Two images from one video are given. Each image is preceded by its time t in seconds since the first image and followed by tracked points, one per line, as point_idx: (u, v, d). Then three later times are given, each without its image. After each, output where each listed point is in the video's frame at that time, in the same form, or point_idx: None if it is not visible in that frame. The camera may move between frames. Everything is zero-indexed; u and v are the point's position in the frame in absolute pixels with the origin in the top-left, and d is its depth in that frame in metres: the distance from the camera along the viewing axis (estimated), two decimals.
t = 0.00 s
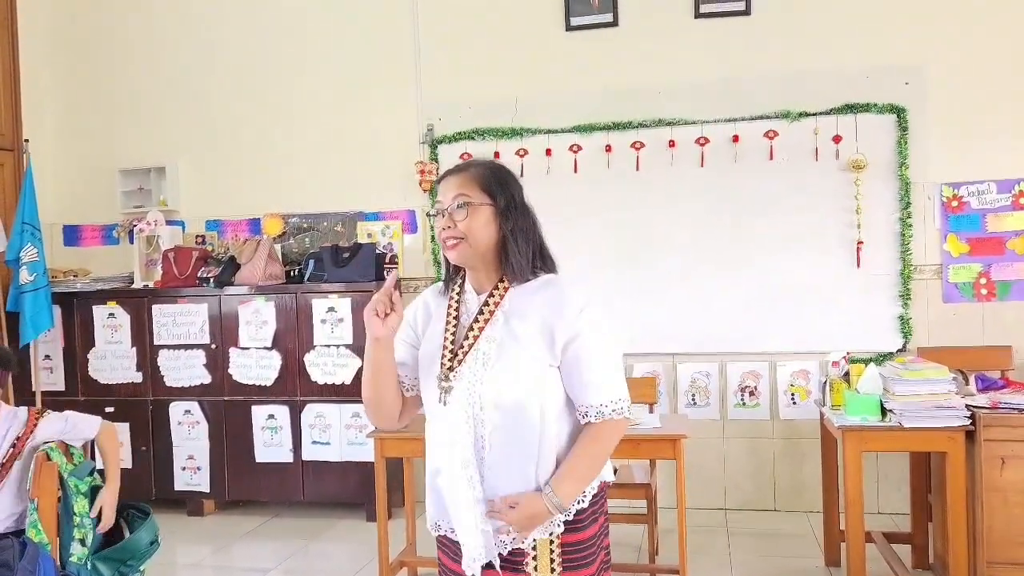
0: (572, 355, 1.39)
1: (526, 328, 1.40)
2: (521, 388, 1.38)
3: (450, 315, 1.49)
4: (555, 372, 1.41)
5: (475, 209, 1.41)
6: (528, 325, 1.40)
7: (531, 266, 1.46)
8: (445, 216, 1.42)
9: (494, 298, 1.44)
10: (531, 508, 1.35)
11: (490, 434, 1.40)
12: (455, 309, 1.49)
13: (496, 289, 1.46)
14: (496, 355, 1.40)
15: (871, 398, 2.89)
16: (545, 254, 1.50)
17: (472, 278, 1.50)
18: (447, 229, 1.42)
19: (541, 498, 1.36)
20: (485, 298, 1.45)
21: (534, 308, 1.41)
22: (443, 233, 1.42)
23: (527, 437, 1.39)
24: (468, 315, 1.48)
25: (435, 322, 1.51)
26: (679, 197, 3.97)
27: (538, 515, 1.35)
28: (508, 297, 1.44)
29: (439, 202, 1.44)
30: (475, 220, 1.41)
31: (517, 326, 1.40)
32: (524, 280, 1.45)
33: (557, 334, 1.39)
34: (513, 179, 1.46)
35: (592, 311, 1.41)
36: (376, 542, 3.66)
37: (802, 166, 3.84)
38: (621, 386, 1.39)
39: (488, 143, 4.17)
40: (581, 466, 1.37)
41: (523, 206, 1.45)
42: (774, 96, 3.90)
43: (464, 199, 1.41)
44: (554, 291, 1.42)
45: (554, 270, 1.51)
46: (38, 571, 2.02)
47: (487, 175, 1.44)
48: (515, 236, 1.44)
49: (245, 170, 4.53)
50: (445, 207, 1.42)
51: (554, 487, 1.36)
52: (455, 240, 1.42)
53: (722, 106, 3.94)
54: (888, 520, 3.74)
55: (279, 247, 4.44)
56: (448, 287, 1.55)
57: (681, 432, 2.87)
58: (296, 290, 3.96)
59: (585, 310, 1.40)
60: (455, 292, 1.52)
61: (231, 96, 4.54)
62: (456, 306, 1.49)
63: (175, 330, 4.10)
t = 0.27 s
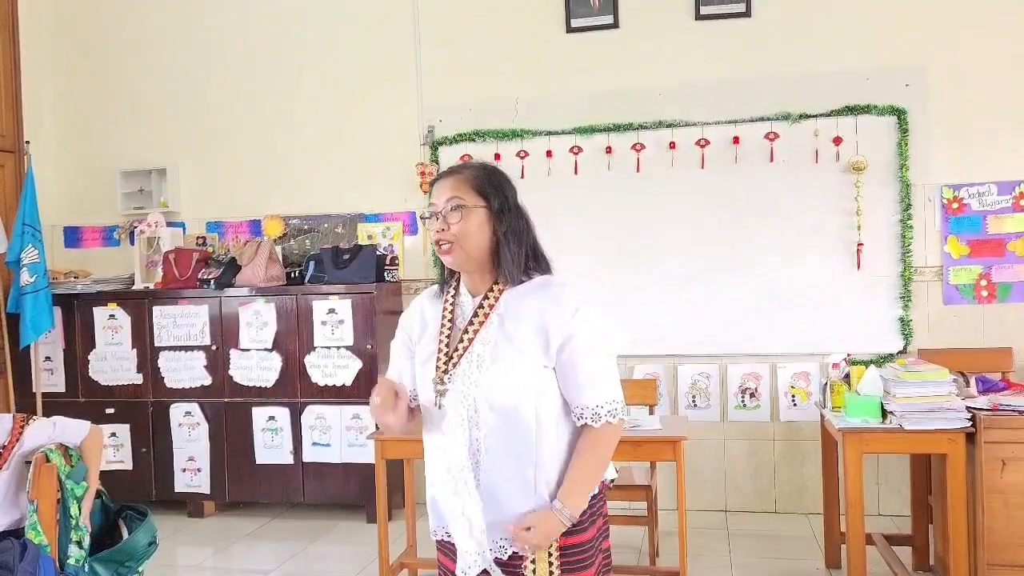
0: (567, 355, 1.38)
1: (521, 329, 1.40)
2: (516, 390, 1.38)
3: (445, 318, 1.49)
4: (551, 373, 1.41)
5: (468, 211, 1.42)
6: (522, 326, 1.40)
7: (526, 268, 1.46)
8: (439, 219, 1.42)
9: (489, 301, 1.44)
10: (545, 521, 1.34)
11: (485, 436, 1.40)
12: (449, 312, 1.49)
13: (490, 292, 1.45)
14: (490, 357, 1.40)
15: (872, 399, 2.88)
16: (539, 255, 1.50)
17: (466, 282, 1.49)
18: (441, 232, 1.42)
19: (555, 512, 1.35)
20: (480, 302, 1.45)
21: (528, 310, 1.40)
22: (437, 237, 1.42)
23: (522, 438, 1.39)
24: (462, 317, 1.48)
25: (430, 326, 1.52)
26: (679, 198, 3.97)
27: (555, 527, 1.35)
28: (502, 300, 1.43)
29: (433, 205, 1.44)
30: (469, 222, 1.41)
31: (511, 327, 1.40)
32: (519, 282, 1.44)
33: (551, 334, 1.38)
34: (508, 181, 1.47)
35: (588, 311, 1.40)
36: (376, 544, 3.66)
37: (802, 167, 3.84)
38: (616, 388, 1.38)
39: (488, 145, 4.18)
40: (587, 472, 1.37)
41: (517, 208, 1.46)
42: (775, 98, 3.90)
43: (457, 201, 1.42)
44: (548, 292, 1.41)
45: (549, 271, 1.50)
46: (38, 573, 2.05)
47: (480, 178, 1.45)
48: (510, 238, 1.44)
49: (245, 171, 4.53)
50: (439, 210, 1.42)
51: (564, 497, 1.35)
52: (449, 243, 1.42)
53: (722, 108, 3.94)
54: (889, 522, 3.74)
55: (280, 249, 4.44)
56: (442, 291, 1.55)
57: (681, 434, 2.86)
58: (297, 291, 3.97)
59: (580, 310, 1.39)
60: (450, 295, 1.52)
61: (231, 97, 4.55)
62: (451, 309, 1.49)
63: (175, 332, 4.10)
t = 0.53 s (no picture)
0: (565, 354, 1.38)
1: (518, 328, 1.40)
2: (514, 389, 1.38)
3: (444, 317, 1.50)
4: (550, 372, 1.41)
5: (468, 212, 1.41)
6: (520, 325, 1.40)
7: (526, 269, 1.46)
8: (439, 220, 1.42)
9: (487, 300, 1.44)
10: (581, 537, 1.35)
11: (484, 436, 1.40)
12: (448, 312, 1.50)
13: (488, 292, 1.45)
14: (487, 356, 1.40)
15: (873, 399, 2.88)
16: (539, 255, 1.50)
17: (465, 283, 1.50)
18: (440, 233, 1.42)
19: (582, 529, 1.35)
20: (479, 301, 1.45)
21: (526, 309, 1.40)
22: (436, 238, 1.42)
23: (521, 437, 1.39)
24: (461, 317, 1.48)
25: (429, 326, 1.53)
26: (680, 199, 3.97)
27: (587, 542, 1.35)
28: (500, 299, 1.44)
29: (432, 205, 1.44)
30: (469, 223, 1.41)
31: (509, 326, 1.40)
32: (518, 282, 1.44)
33: (549, 332, 1.38)
34: (506, 182, 1.47)
35: (586, 309, 1.39)
36: (377, 544, 3.66)
37: (803, 168, 3.84)
38: (615, 387, 1.38)
39: (489, 145, 4.18)
40: (598, 477, 1.36)
41: (516, 209, 1.46)
42: (775, 98, 3.90)
43: (457, 202, 1.42)
44: (546, 290, 1.42)
45: (548, 270, 1.50)
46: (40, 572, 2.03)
47: (480, 178, 1.44)
48: (509, 238, 1.44)
49: (245, 172, 4.53)
50: (438, 211, 1.42)
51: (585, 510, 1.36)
52: (448, 244, 1.42)
53: (723, 108, 3.94)
54: (890, 523, 3.74)
55: (281, 249, 4.44)
56: (441, 291, 1.56)
57: (682, 434, 2.86)
58: (298, 292, 3.97)
59: (577, 307, 1.39)
60: (449, 295, 1.53)
61: (232, 97, 4.55)
62: (449, 308, 1.50)
63: (176, 332, 4.10)
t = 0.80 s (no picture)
0: (561, 361, 1.38)
1: (515, 336, 1.40)
2: (512, 399, 1.37)
3: (441, 325, 1.50)
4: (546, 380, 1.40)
5: (456, 222, 1.41)
6: (516, 334, 1.40)
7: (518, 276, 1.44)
8: (428, 232, 1.42)
9: (481, 310, 1.44)
10: (594, 545, 1.37)
11: (483, 448, 1.40)
12: (445, 320, 1.50)
13: (482, 302, 1.45)
14: (484, 367, 1.40)
15: (874, 400, 2.88)
16: (532, 259, 1.48)
17: (459, 292, 1.49)
18: (430, 244, 1.42)
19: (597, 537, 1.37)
20: (474, 310, 1.45)
21: (521, 317, 1.40)
22: (426, 249, 1.42)
23: (520, 446, 1.39)
24: (457, 326, 1.49)
25: (426, 335, 1.53)
26: (680, 199, 3.97)
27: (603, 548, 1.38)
28: (495, 308, 1.43)
29: (421, 216, 1.44)
30: (458, 234, 1.41)
31: (504, 335, 1.40)
32: (510, 290, 1.43)
33: (544, 341, 1.38)
34: (495, 188, 1.46)
35: (580, 316, 1.39)
36: (377, 545, 3.66)
37: (803, 167, 3.84)
38: (612, 390, 1.38)
39: (489, 145, 4.18)
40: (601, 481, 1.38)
41: (506, 215, 1.45)
42: (775, 98, 3.90)
43: (445, 213, 1.41)
44: (541, 297, 1.41)
45: (542, 275, 1.49)
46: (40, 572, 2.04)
47: (468, 187, 1.43)
48: (500, 246, 1.43)
49: (245, 171, 4.53)
50: (427, 222, 1.42)
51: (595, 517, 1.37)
52: (438, 255, 1.42)
53: (723, 108, 3.94)
54: (890, 523, 3.74)
55: (281, 249, 4.44)
56: (437, 298, 1.57)
57: (682, 434, 2.86)
58: (297, 292, 3.96)
59: (572, 314, 1.39)
60: (445, 303, 1.53)
61: (232, 98, 4.55)
62: (445, 316, 1.50)
63: (176, 332, 4.10)
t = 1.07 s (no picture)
0: (565, 366, 1.38)
1: (519, 343, 1.39)
2: (518, 406, 1.38)
3: (445, 334, 1.49)
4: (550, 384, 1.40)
5: (457, 232, 1.41)
6: (520, 340, 1.39)
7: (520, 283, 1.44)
8: (429, 242, 1.42)
9: (484, 318, 1.43)
10: (589, 546, 1.39)
11: (491, 455, 1.40)
12: (448, 328, 1.49)
13: (484, 311, 1.44)
14: (490, 375, 1.40)
15: (878, 400, 2.88)
16: (533, 265, 1.48)
17: (462, 301, 1.49)
18: (432, 254, 1.42)
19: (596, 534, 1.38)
20: (476, 318, 1.44)
21: (524, 323, 1.40)
22: (428, 259, 1.42)
23: (527, 452, 1.38)
24: (461, 333, 1.48)
25: (431, 344, 1.53)
26: (683, 199, 3.97)
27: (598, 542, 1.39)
28: (499, 315, 1.43)
29: (421, 226, 1.44)
30: (459, 243, 1.40)
31: (508, 343, 1.40)
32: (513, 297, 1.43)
33: (548, 346, 1.38)
34: (493, 196, 1.46)
35: (583, 320, 1.39)
36: (380, 544, 3.65)
37: (806, 167, 3.84)
38: (615, 393, 1.39)
39: (492, 145, 4.17)
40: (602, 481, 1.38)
41: (506, 222, 1.45)
42: (778, 99, 3.90)
43: (445, 222, 1.41)
44: (544, 302, 1.41)
45: (544, 280, 1.48)
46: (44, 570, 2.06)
47: (468, 196, 1.43)
48: (501, 254, 1.42)
49: (248, 171, 4.53)
50: (427, 233, 1.42)
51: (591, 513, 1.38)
52: (440, 264, 1.42)
53: (726, 108, 3.94)
54: (893, 523, 3.73)
55: (283, 249, 4.44)
56: (439, 306, 1.55)
57: (685, 434, 2.86)
58: (300, 291, 3.97)
59: (574, 317, 1.39)
60: (448, 310, 1.52)
61: (234, 98, 4.55)
62: (449, 324, 1.49)
63: (179, 332, 4.10)
